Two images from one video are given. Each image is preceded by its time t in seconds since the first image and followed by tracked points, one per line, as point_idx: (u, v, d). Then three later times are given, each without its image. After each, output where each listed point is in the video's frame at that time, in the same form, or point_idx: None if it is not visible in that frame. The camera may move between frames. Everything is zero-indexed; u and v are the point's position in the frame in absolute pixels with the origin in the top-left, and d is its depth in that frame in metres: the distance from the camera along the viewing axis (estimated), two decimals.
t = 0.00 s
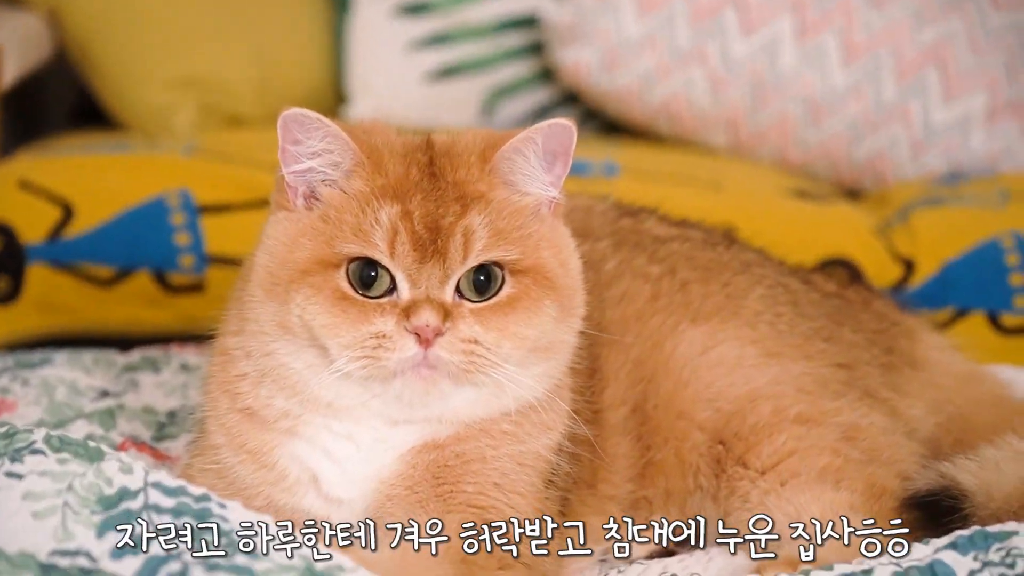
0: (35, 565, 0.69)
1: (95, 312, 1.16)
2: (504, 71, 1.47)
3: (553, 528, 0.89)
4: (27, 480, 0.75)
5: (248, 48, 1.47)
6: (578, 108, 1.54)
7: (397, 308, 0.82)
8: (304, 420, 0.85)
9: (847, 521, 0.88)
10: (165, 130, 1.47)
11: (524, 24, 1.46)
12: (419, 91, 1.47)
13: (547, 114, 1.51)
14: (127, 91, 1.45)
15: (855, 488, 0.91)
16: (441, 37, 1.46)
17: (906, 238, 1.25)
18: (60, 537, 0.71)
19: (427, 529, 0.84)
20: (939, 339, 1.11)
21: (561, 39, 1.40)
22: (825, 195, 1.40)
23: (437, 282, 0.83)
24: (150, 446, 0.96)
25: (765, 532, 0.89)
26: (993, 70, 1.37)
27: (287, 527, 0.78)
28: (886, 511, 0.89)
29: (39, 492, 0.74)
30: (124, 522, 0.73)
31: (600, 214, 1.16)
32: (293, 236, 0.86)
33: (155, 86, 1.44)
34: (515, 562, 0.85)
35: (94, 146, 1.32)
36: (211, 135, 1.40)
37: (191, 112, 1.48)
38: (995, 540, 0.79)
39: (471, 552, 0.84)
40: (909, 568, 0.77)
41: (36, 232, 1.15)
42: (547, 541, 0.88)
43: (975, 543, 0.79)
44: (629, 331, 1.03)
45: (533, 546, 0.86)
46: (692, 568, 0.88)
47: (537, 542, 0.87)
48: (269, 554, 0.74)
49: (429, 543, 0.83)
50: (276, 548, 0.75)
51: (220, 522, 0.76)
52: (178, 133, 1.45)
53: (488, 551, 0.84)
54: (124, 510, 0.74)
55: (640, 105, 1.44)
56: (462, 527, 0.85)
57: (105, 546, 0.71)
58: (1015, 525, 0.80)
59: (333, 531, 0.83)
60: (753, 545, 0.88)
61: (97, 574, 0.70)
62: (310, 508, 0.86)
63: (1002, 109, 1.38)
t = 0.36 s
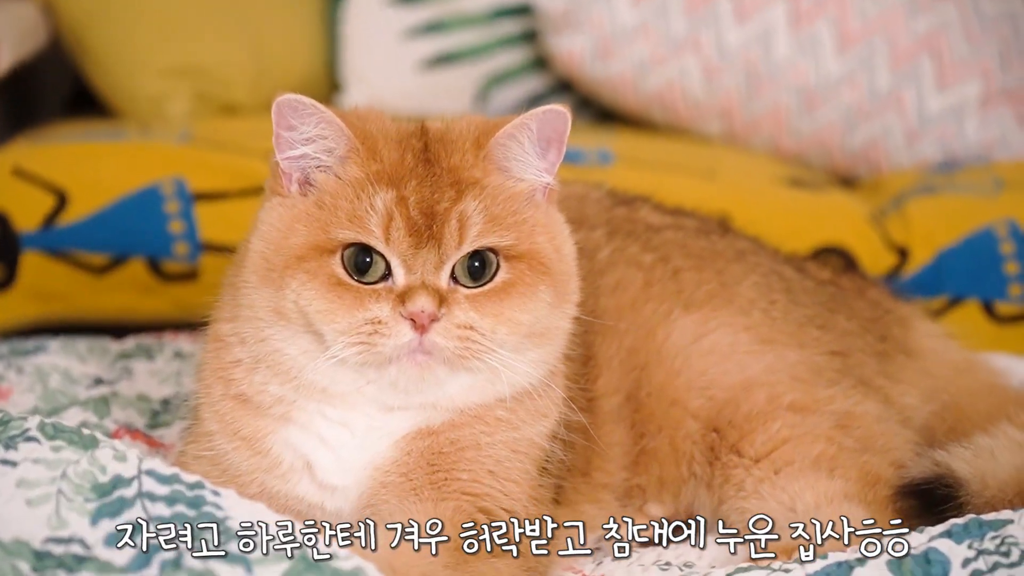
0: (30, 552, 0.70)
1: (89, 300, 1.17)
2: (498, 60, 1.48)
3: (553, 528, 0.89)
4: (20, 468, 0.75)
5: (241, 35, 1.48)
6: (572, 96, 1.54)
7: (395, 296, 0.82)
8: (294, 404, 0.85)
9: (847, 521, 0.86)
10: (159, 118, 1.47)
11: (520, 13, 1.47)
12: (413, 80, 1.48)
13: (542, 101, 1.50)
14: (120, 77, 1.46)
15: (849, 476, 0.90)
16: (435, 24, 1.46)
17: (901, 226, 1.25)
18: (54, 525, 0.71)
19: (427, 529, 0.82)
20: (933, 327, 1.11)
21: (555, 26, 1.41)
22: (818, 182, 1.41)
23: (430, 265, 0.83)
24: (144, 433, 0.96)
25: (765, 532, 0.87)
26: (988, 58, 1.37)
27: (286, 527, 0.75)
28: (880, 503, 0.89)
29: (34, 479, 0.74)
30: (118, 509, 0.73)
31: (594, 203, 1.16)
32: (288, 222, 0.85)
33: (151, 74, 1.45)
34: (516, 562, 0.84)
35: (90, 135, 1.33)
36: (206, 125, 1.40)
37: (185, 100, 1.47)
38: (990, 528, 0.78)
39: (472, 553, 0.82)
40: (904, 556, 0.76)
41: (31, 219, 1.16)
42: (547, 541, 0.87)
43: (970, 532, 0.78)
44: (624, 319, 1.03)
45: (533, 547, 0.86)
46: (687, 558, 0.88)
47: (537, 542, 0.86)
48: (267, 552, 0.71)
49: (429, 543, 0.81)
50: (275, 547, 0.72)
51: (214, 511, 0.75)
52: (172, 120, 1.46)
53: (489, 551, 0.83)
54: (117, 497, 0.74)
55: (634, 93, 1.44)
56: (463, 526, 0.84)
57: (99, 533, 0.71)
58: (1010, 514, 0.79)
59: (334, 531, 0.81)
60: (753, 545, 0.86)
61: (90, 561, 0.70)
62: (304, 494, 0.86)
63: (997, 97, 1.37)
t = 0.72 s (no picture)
0: (32, 551, 0.70)
1: (91, 299, 1.18)
2: (498, 57, 1.48)
3: (553, 528, 0.88)
4: (22, 467, 0.74)
5: (240, 34, 1.48)
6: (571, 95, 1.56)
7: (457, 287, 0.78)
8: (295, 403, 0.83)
9: (847, 521, 0.86)
10: (161, 116, 1.48)
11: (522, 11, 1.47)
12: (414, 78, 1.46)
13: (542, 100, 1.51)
14: (120, 75, 1.46)
15: (851, 475, 0.90)
16: (435, 22, 1.45)
17: (902, 224, 1.25)
18: (55, 524, 0.71)
19: (427, 529, 0.82)
20: (934, 323, 1.11)
21: (556, 24, 1.41)
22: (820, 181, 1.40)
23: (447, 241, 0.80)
24: (146, 432, 0.96)
25: (765, 532, 0.87)
26: (988, 54, 1.37)
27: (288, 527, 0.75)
28: (882, 502, 0.89)
29: (35, 477, 0.74)
30: (119, 508, 0.73)
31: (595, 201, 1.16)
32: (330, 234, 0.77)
33: (153, 71, 1.45)
34: (515, 563, 0.84)
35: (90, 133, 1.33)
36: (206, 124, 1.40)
37: (186, 98, 1.48)
38: (991, 527, 0.78)
39: (472, 552, 0.83)
40: (905, 554, 0.76)
41: (32, 218, 1.16)
42: (547, 541, 0.87)
43: (971, 530, 0.78)
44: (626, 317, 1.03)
45: (533, 547, 0.85)
46: (688, 556, 0.88)
47: (538, 542, 0.86)
48: (267, 552, 0.71)
49: (429, 543, 0.82)
50: (275, 547, 0.72)
51: (216, 509, 0.75)
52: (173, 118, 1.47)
53: (488, 551, 0.83)
54: (119, 496, 0.74)
55: (634, 91, 1.44)
56: (462, 527, 0.84)
57: (100, 532, 0.71)
58: (1012, 512, 0.79)
59: (333, 531, 0.82)
60: (753, 545, 0.86)
61: (92, 560, 0.70)
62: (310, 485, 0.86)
63: (997, 94, 1.37)
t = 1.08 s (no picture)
0: (34, 553, 0.70)
1: (93, 302, 1.18)
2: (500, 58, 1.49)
3: (553, 528, 0.87)
4: (24, 469, 0.74)
5: (241, 36, 1.48)
6: (573, 96, 1.56)
7: (507, 300, 0.83)
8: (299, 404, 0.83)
9: (847, 521, 0.87)
10: (162, 119, 1.47)
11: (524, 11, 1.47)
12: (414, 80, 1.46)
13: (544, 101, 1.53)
14: (120, 77, 1.46)
15: (853, 476, 0.90)
16: (438, 25, 1.46)
17: (903, 225, 1.25)
18: (57, 525, 0.71)
19: (427, 529, 0.83)
20: (937, 324, 1.11)
21: (557, 26, 1.41)
22: (821, 182, 1.40)
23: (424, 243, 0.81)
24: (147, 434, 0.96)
25: (765, 532, 0.88)
26: (990, 55, 1.37)
27: (288, 526, 0.75)
28: (885, 505, 0.88)
29: (37, 479, 0.74)
30: (121, 510, 0.73)
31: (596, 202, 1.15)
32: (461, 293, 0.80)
33: (154, 73, 1.45)
34: (516, 563, 0.84)
35: (90, 134, 1.33)
36: (208, 125, 1.41)
37: (187, 100, 1.48)
38: (992, 528, 0.78)
39: (472, 553, 0.82)
40: (906, 556, 0.76)
41: (34, 220, 1.16)
42: (547, 541, 0.86)
43: (972, 531, 0.78)
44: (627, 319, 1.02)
45: (533, 546, 0.85)
46: (690, 556, 0.88)
47: (537, 542, 0.85)
48: (267, 552, 0.72)
49: (429, 543, 0.82)
50: (275, 547, 0.72)
51: (216, 511, 0.75)
52: (175, 121, 1.47)
53: (488, 551, 0.83)
54: (119, 497, 0.74)
55: (636, 93, 1.44)
56: (463, 526, 0.83)
57: (102, 533, 0.71)
58: (1014, 514, 0.79)
59: (333, 531, 0.84)
60: (753, 545, 0.87)
61: (93, 561, 0.70)
62: (310, 472, 0.85)
63: (999, 95, 1.37)
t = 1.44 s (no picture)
0: (33, 553, 0.70)
1: (93, 302, 1.17)
2: (500, 57, 1.48)
3: (553, 528, 0.88)
4: (23, 469, 0.74)
5: (242, 36, 1.48)
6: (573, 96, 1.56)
7: (407, 313, 0.78)
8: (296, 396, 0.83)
9: (847, 521, 0.87)
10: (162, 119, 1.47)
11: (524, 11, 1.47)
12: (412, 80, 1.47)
13: (546, 100, 1.52)
14: (121, 77, 1.46)
15: (854, 477, 0.90)
16: (438, 24, 1.46)
17: (904, 225, 1.25)
18: (58, 525, 0.71)
19: (427, 529, 0.85)
20: (937, 324, 1.11)
21: (557, 25, 1.41)
22: (821, 181, 1.40)
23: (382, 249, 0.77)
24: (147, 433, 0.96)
25: (765, 532, 0.88)
26: (991, 55, 1.37)
27: (288, 525, 0.75)
28: (886, 505, 0.88)
29: (37, 480, 0.74)
30: (121, 510, 0.73)
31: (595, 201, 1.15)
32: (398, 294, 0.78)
33: (154, 73, 1.45)
34: (515, 562, 0.86)
35: (91, 134, 1.33)
36: (207, 125, 1.41)
37: (187, 100, 1.48)
38: (992, 528, 0.78)
39: (472, 552, 0.85)
40: (906, 556, 0.76)
41: (33, 220, 1.17)
42: (547, 541, 0.87)
43: (973, 531, 0.78)
44: (628, 318, 1.02)
45: (532, 546, 0.86)
46: (692, 556, 0.88)
47: (537, 542, 0.86)
48: (267, 552, 0.72)
49: (429, 543, 0.84)
50: (275, 547, 0.72)
51: (216, 511, 0.75)
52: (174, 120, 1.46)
53: (488, 551, 0.85)
54: (119, 498, 0.74)
55: (636, 93, 1.44)
56: (463, 526, 0.85)
57: (102, 534, 0.71)
58: (1014, 513, 0.79)
59: (333, 531, 0.85)
60: (753, 545, 0.87)
61: (93, 562, 0.70)
62: (306, 474, 0.86)
63: (1000, 95, 1.37)
